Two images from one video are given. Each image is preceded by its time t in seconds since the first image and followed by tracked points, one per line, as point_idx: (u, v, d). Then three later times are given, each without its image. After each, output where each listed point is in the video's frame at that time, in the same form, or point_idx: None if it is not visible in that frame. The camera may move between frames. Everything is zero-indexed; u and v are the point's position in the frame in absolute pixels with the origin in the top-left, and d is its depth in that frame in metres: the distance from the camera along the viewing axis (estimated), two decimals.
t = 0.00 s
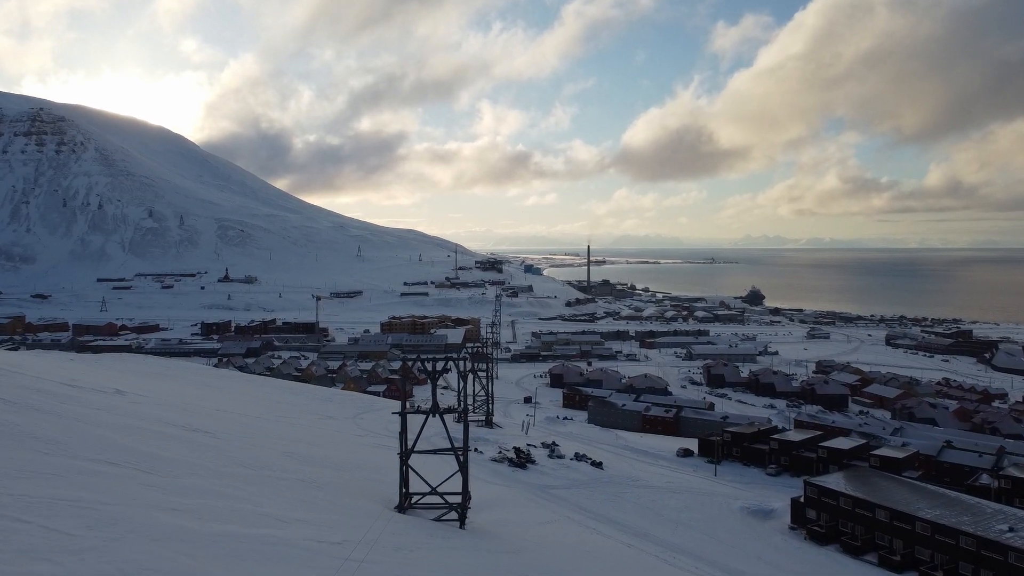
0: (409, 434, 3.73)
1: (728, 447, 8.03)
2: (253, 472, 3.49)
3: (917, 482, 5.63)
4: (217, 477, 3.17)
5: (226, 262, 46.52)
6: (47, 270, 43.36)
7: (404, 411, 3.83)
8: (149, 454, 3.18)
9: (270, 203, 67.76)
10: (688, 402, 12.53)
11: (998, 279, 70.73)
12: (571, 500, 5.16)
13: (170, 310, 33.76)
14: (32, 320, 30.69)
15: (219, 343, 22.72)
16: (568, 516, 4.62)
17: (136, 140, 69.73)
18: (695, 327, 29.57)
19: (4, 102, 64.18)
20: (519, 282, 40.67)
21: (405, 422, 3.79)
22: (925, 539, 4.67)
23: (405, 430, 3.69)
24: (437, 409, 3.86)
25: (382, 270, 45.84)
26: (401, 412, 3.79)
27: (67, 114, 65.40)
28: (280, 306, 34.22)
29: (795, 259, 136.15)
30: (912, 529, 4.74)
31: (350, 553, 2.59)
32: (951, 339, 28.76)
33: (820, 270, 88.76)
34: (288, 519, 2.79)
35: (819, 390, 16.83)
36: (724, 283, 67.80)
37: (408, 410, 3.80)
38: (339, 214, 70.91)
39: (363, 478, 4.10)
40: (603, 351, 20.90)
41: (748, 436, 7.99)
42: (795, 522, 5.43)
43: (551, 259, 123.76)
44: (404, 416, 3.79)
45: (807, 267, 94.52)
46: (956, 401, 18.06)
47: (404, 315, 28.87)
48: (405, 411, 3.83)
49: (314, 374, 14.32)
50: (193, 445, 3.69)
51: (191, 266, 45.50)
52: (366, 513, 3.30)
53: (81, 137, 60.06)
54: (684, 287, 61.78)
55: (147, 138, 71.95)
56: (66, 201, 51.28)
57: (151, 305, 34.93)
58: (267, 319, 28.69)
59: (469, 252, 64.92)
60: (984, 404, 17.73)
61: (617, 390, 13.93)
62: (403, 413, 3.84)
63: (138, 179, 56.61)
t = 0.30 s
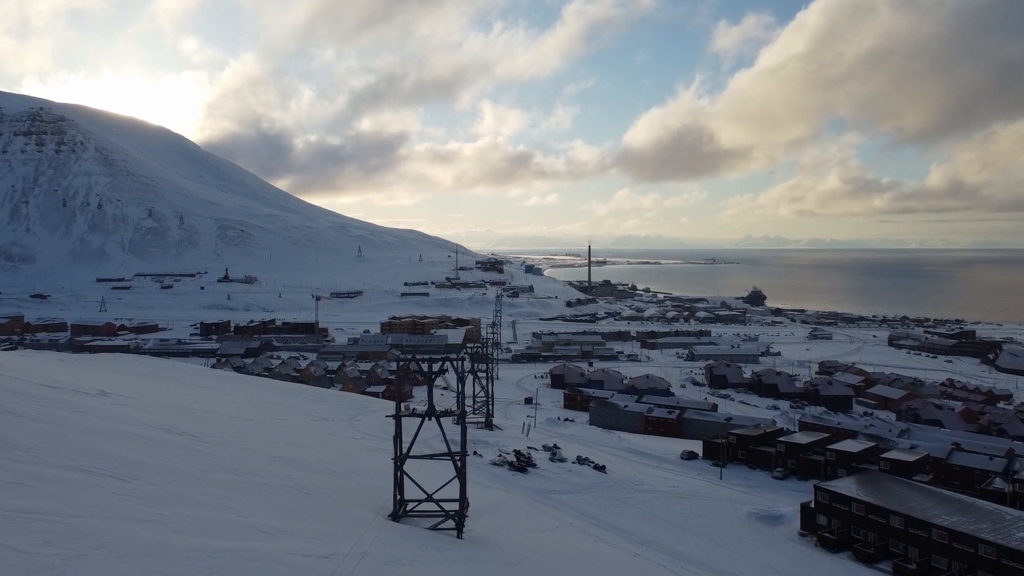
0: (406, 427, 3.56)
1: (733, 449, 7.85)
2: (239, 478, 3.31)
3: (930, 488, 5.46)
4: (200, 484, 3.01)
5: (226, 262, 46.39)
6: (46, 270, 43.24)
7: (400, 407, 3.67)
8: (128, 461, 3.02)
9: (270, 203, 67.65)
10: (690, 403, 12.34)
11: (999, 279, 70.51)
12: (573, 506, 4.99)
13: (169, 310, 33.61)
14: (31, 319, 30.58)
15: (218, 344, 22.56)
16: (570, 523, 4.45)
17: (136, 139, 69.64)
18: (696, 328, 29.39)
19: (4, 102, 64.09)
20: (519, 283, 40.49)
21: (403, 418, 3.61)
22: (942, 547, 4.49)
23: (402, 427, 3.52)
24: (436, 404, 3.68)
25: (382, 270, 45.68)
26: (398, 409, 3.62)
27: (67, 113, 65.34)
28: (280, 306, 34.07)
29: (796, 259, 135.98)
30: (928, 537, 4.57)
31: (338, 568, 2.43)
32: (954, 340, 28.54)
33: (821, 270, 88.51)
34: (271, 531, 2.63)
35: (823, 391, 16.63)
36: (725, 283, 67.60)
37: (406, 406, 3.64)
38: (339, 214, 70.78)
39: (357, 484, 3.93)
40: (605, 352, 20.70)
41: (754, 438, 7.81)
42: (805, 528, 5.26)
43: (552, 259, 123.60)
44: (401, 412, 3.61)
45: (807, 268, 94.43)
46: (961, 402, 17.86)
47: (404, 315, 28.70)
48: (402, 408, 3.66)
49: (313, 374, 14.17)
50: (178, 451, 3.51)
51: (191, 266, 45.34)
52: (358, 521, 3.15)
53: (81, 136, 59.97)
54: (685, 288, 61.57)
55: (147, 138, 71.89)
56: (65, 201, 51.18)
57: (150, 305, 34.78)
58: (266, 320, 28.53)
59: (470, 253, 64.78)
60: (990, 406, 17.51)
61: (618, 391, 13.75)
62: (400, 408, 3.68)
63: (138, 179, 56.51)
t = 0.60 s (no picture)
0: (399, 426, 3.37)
1: (739, 452, 7.68)
2: (221, 486, 3.14)
3: (946, 493, 5.26)
4: (177, 491, 2.84)
5: (226, 262, 46.27)
6: (45, 270, 43.12)
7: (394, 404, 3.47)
8: (102, 467, 2.84)
9: (271, 203, 67.54)
10: (694, 404, 12.15)
11: (1001, 280, 70.32)
12: (575, 512, 4.81)
13: (168, 311, 33.47)
14: (30, 320, 30.47)
15: (217, 344, 22.43)
16: (572, 531, 4.27)
17: (137, 139, 69.59)
18: (698, 329, 29.22)
19: (4, 102, 64.04)
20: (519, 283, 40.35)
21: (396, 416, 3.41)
22: (960, 555, 4.30)
23: (397, 427, 3.32)
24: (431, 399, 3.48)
25: (382, 270, 45.55)
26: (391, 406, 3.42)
27: (67, 113, 65.26)
28: (280, 307, 33.92)
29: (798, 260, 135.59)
30: (946, 545, 4.37)
31: None
32: (958, 341, 28.30)
33: (823, 271, 88.29)
34: (251, 543, 2.46)
35: (826, 392, 16.44)
36: (726, 284, 67.41)
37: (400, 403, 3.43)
38: (339, 215, 70.66)
39: (349, 490, 3.76)
40: (606, 353, 20.50)
41: (760, 440, 7.62)
42: (815, 535, 5.09)
43: (552, 259, 123.40)
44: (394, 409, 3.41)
45: (808, 268, 94.16)
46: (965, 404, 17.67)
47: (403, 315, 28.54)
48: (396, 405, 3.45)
49: (312, 374, 14.01)
50: (159, 455, 3.34)
51: (190, 266, 45.22)
52: (346, 531, 2.97)
53: (81, 136, 59.89)
54: (686, 288, 61.40)
55: (148, 137, 71.84)
56: (65, 201, 51.09)
57: (149, 305, 34.65)
58: (265, 320, 28.37)
59: (471, 253, 64.64)
60: (995, 407, 17.31)
61: (619, 392, 13.57)
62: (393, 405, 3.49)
63: (138, 179, 56.41)
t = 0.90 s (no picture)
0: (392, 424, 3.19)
1: (745, 455, 7.50)
2: (202, 492, 2.97)
3: (961, 497, 5.08)
4: (152, 499, 2.67)
5: (226, 262, 46.15)
6: (45, 270, 43.01)
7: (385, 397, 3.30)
8: (75, 474, 2.69)
9: (271, 203, 67.42)
10: (696, 405, 11.97)
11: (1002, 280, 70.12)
12: (578, 518, 4.63)
13: (168, 311, 33.34)
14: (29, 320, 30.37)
15: (216, 344, 22.27)
16: (575, 538, 4.09)
17: (137, 139, 69.52)
18: (699, 329, 29.04)
19: (4, 102, 63.99)
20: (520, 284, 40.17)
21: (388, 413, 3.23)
22: (980, 564, 4.12)
23: (390, 426, 3.15)
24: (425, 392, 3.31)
25: (382, 271, 45.39)
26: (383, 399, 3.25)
27: (66, 113, 65.19)
28: (279, 307, 33.77)
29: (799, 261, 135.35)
30: (964, 553, 4.20)
31: None
32: (961, 341, 28.07)
33: (824, 271, 88.02)
34: (231, 557, 2.31)
35: (830, 393, 16.25)
36: (728, 284, 67.14)
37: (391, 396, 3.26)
38: (340, 215, 70.51)
39: (341, 496, 3.60)
40: (607, 353, 20.32)
41: (767, 442, 7.45)
42: (827, 541, 4.91)
43: (553, 260, 123.22)
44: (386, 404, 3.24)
45: (808, 269, 94.02)
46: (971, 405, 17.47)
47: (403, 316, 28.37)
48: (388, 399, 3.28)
49: (311, 375, 13.82)
50: (139, 461, 3.18)
51: (190, 266, 45.09)
52: (335, 541, 2.81)
53: (81, 136, 59.80)
54: (687, 288, 61.15)
55: (148, 137, 71.78)
56: (65, 201, 51.00)
57: (148, 305, 34.51)
58: (264, 320, 28.20)
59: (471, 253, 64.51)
60: (1001, 408, 17.11)
61: (621, 393, 13.40)
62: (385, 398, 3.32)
63: (138, 179, 56.30)
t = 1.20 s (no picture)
0: (385, 424, 3.01)
1: (751, 457, 7.31)
2: (182, 502, 2.81)
3: (980, 501, 4.89)
4: (126, 511, 2.51)
5: (226, 262, 46.01)
6: (44, 270, 42.89)
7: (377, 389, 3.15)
8: (44, 483, 2.53)
9: (272, 203, 67.28)
10: (699, 406, 11.80)
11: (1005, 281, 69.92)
12: (581, 525, 4.44)
13: (167, 311, 33.19)
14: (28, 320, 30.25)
15: (215, 344, 22.13)
16: (577, 547, 3.91)
17: (137, 139, 69.43)
18: (702, 329, 28.84)
19: (4, 102, 63.92)
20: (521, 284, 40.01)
21: (381, 411, 3.06)
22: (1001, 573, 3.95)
23: (382, 428, 2.97)
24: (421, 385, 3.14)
25: (382, 271, 45.23)
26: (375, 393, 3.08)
27: (66, 113, 65.10)
28: (279, 307, 33.63)
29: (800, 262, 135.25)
30: (984, 561, 4.02)
31: None
32: (965, 341, 27.85)
33: (826, 272, 87.84)
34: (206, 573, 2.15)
35: (834, 393, 16.07)
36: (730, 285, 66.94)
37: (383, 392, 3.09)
38: (340, 216, 70.37)
39: (331, 502, 3.43)
40: (609, 354, 20.14)
41: (773, 445, 7.27)
42: (839, 548, 4.74)
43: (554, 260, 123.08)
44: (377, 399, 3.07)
45: (809, 270, 93.93)
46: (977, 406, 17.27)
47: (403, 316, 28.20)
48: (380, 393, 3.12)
49: (310, 376, 13.63)
50: (118, 467, 3.01)
51: (190, 266, 44.96)
52: (321, 553, 2.65)
53: (81, 135, 59.70)
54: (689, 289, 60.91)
55: (148, 137, 71.69)
56: (64, 201, 50.89)
57: (148, 305, 34.37)
58: (263, 321, 28.04)
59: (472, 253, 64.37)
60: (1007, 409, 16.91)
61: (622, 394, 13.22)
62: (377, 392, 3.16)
63: (138, 178, 56.20)
